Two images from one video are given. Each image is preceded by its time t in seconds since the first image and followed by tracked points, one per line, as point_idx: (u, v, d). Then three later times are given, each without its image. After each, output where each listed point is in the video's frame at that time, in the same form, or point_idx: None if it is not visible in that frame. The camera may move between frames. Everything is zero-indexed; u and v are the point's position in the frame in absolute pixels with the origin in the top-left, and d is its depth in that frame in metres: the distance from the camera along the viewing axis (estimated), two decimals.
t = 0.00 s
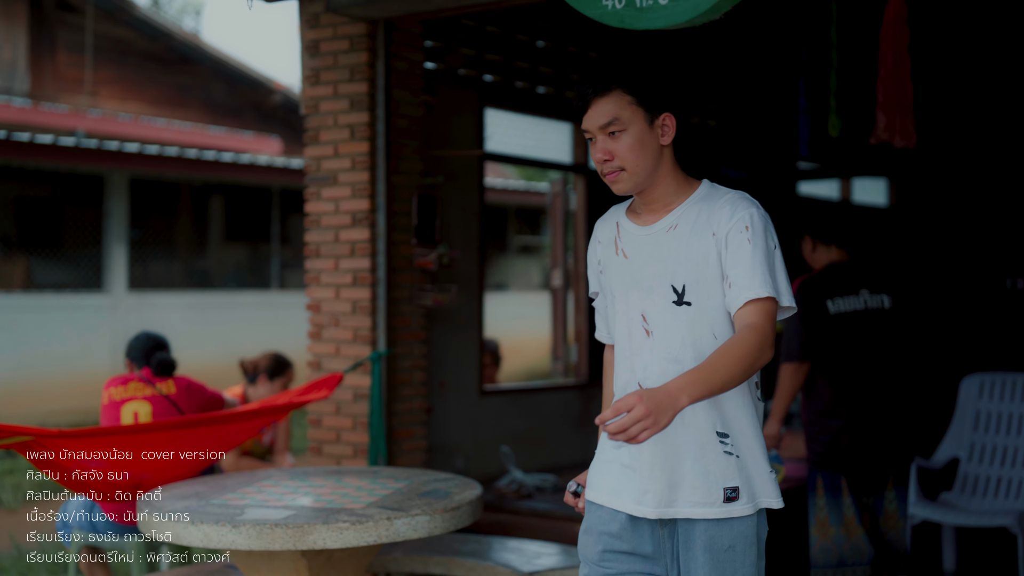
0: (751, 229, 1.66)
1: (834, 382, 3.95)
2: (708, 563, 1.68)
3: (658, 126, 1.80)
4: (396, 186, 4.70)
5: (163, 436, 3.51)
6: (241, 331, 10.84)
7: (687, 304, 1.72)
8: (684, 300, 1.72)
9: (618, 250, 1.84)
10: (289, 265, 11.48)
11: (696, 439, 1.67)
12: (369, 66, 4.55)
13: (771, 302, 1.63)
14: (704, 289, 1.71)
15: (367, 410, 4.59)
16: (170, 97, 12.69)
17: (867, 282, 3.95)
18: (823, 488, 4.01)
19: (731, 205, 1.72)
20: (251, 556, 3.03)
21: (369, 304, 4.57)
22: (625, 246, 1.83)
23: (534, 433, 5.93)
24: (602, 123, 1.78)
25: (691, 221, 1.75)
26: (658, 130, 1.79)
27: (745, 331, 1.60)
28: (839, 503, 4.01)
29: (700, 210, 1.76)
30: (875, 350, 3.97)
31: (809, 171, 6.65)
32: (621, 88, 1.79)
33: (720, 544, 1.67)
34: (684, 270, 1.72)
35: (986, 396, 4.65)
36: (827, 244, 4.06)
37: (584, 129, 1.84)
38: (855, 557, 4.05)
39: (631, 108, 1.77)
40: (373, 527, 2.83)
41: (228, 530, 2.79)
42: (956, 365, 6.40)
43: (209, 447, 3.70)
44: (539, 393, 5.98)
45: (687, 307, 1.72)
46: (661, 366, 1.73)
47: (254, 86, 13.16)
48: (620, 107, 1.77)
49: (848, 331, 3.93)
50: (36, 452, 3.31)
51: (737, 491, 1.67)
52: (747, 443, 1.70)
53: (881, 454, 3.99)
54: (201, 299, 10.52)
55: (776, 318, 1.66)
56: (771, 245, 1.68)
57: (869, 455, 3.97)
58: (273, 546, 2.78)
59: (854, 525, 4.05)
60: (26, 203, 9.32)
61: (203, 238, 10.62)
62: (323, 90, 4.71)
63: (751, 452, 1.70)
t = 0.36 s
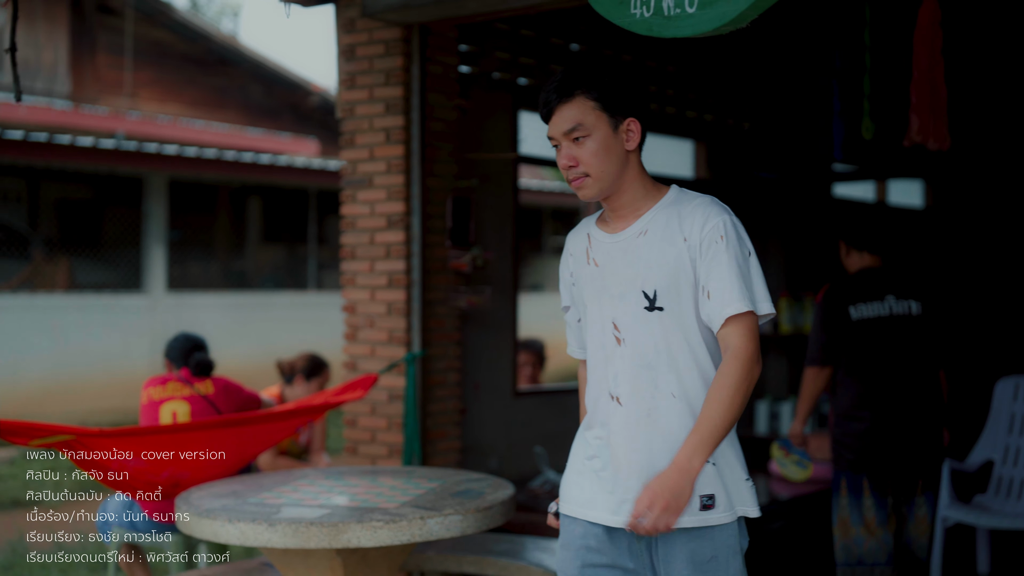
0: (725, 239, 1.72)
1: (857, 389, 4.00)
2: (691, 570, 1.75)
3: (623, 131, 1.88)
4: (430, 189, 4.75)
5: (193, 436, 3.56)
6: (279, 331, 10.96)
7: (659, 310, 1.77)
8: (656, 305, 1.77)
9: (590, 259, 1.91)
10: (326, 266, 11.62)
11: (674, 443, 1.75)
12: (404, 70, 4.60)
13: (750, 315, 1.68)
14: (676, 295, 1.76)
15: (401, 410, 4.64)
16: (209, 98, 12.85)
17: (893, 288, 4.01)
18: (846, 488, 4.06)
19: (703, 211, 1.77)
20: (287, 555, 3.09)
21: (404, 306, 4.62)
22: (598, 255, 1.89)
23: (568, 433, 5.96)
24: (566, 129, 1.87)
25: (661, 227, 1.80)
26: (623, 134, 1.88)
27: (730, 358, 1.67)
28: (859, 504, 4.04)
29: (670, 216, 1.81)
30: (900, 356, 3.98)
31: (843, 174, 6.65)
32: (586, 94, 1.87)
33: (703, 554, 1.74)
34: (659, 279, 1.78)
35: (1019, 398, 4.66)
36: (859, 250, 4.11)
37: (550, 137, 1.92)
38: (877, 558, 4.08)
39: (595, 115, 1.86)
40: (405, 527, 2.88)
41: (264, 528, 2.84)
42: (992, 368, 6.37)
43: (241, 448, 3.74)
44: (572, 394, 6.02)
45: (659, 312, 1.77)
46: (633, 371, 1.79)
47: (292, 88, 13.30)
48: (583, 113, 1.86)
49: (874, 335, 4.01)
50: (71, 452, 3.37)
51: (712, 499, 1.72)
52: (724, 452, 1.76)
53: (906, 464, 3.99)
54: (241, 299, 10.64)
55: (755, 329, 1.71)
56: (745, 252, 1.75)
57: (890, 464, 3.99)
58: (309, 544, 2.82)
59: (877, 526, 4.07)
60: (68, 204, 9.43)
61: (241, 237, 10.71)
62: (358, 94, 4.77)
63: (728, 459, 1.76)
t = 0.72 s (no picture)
0: (706, 235, 1.79)
1: (893, 390, 4.11)
2: (655, 570, 1.80)
3: (594, 126, 1.95)
4: (465, 191, 4.81)
5: (229, 434, 3.61)
6: (314, 332, 11.07)
7: (633, 305, 1.84)
8: (631, 301, 1.84)
9: (567, 254, 1.98)
10: (362, 267, 11.70)
11: (642, 438, 1.81)
12: (439, 74, 4.67)
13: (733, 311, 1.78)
14: (649, 291, 1.83)
15: (436, 409, 4.70)
16: (246, 100, 12.95)
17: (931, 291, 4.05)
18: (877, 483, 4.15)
19: (679, 206, 1.83)
20: (324, 552, 3.15)
21: (439, 306, 4.70)
22: (574, 252, 1.95)
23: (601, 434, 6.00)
24: (538, 124, 1.94)
25: (636, 224, 1.86)
26: (593, 128, 1.94)
27: (737, 365, 1.78)
28: (886, 496, 4.13)
29: (646, 209, 1.87)
30: (938, 359, 4.04)
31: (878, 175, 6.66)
32: (555, 91, 1.95)
33: (667, 553, 1.79)
34: (634, 275, 1.84)
35: None
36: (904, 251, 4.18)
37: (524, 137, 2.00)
38: (900, 549, 4.16)
39: (565, 110, 1.93)
40: (439, 524, 2.92)
41: (301, 525, 2.90)
42: None
43: (279, 445, 3.80)
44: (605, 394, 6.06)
45: (634, 307, 1.84)
46: (605, 366, 1.85)
47: (329, 90, 13.39)
48: (554, 108, 1.93)
49: (913, 338, 4.09)
50: (116, 451, 3.45)
51: (679, 496, 1.79)
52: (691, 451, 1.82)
53: (941, 466, 4.09)
54: (278, 299, 10.74)
55: (743, 326, 1.80)
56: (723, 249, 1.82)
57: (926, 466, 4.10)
58: (344, 541, 2.88)
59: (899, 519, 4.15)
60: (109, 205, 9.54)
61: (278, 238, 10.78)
62: (393, 97, 4.83)
63: (695, 459, 1.81)
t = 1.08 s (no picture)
0: (710, 233, 1.80)
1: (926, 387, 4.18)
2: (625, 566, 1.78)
3: (587, 127, 1.91)
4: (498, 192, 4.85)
5: (261, 434, 3.67)
6: (349, 331, 11.16)
7: (630, 306, 1.83)
8: (628, 302, 1.83)
9: (557, 254, 1.96)
10: (397, 267, 11.77)
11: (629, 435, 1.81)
12: (471, 76, 4.70)
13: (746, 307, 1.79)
14: (647, 291, 1.82)
15: (469, 409, 4.76)
16: (283, 101, 13.05)
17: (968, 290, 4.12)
18: (910, 476, 4.28)
19: (678, 205, 1.84)
20: (359, 549, 3.20)
21: (471, 306, 4.75)
22: (564, 251, 1.94)
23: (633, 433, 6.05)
24: (531, 126, 1.89)
25: (632, 222, 1.86)
26: (586, 130, 1.91)
27: (748, 352, 1.81)
28: (917, 488, 4.24)
29: (643, 209, 1.87)
30: (973, 357, 4.10)
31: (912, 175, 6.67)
32: (548, 90, 1.90)
33: (641, 544, 1.78)
34: (629, 274, 1.84)
35: None
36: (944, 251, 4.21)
37: (513, 135, 1.94)
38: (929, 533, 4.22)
39: (559, 112, 1.88)
40: (470, 520, 2.95)
41: (336, 521, 2.96)
42: None
43: (313, 443, 3.85)
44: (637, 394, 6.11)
45: (631, 308, 1.83)
46: (597, 367, 1.84)
47: (364, 91, 13.46)
48: (547, 110, 1.88)
49: (947, 336, 4.15)
50: (153, 449, 3.50)
51: (659, 490, 1.79)
52: (676, 447, 1.81)
53: (973, 463, 4.12)
54: (313, 300, 10.84)
55: (749, 322, 1.82)
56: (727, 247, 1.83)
57: (966, 459, 4.13)
58: (378, 537, 2.93)
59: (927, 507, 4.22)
60: (146, 207, 9.63)
61: (313, 237, 10.87)
62: (427, 99, 4.87)
63: (683, 459, 1.81)
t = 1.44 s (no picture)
0: (708, 242, 1.83)
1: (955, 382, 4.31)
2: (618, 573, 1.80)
3: (589, 130, 1.90)
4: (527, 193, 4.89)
5: (287, 432, 3.72)
6: (381, 331, 11.24)
7: (628, 313, 1.84)
8: (625, 308, 1.84)
9: (554, 256, 1.96)
10: (428, 267, 11.84)
11: (624, 444, 1.82)
12: (501, 78, 4.74)
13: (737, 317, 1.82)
14: (644, 298, 1.83)
15: (499, 407, 4.80)
16: (315, 103, 13.14)
17: (1000, 288, 4.27)
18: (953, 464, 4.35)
19: (677, 211, 1.85)
20: (390, 543, 3.25)
21: (501, 305, 4.81)
22: (562, 255, 1.95)
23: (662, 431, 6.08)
24: (532, 130, 1.88)
25: (631, 229, 1.87)
26: (588, 134, 1.90)
27: (734, 363, 1.83)
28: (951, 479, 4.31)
29: (642, 214, 1.88)
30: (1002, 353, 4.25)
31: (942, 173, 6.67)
32: (550, 94, 1.88)
33: (633, 553, 1.80)
34: (626, 282, 1.85)
35: None
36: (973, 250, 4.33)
37: (513, 134, 1.93)
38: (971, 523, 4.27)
39: (561, 116, 1.87)
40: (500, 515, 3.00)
41: (367, 516, 3.01)
42: None
43: (346, 440, 3.91)
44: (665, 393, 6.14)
45: (629, 315, 1.84)
46: (595, 373, 1.85)
47: (396, 92, 13.53)
48: (549, 115, 1.87)
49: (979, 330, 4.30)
50: (187, 444, 3.56)
51: (652, 501, 1.80)
52: (669, 454, 1.83)
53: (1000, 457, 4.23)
54: (345, 299, 10.93)
55: (739, 332, 1.84)
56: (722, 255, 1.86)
57: (993, 452, 4.25)
58: (409, 532, 2.97)
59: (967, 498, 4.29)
60: (180, 208, 9.70)
61: (346, 237, 10.96)
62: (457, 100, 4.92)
63: (676, 468, 1.83)
